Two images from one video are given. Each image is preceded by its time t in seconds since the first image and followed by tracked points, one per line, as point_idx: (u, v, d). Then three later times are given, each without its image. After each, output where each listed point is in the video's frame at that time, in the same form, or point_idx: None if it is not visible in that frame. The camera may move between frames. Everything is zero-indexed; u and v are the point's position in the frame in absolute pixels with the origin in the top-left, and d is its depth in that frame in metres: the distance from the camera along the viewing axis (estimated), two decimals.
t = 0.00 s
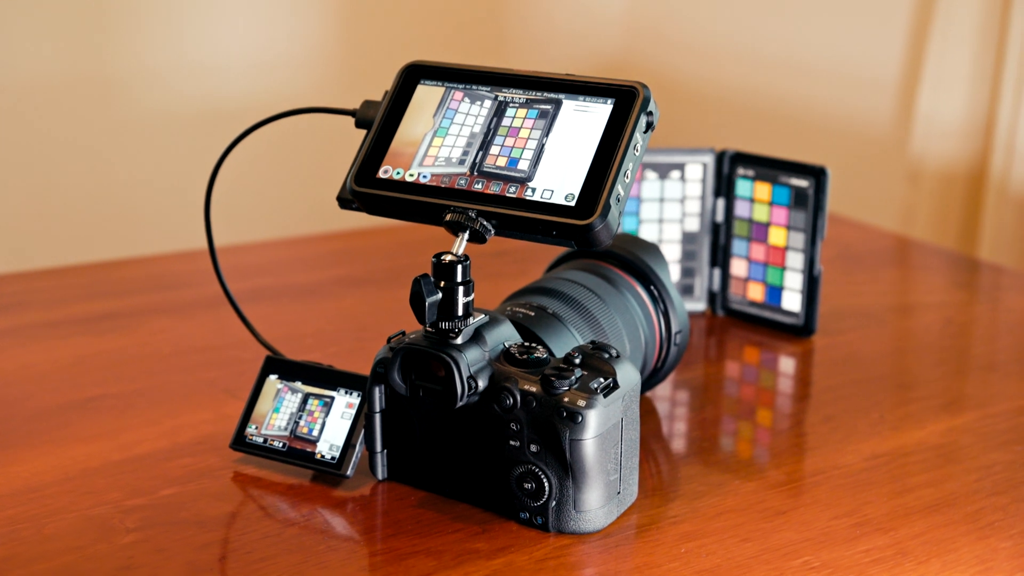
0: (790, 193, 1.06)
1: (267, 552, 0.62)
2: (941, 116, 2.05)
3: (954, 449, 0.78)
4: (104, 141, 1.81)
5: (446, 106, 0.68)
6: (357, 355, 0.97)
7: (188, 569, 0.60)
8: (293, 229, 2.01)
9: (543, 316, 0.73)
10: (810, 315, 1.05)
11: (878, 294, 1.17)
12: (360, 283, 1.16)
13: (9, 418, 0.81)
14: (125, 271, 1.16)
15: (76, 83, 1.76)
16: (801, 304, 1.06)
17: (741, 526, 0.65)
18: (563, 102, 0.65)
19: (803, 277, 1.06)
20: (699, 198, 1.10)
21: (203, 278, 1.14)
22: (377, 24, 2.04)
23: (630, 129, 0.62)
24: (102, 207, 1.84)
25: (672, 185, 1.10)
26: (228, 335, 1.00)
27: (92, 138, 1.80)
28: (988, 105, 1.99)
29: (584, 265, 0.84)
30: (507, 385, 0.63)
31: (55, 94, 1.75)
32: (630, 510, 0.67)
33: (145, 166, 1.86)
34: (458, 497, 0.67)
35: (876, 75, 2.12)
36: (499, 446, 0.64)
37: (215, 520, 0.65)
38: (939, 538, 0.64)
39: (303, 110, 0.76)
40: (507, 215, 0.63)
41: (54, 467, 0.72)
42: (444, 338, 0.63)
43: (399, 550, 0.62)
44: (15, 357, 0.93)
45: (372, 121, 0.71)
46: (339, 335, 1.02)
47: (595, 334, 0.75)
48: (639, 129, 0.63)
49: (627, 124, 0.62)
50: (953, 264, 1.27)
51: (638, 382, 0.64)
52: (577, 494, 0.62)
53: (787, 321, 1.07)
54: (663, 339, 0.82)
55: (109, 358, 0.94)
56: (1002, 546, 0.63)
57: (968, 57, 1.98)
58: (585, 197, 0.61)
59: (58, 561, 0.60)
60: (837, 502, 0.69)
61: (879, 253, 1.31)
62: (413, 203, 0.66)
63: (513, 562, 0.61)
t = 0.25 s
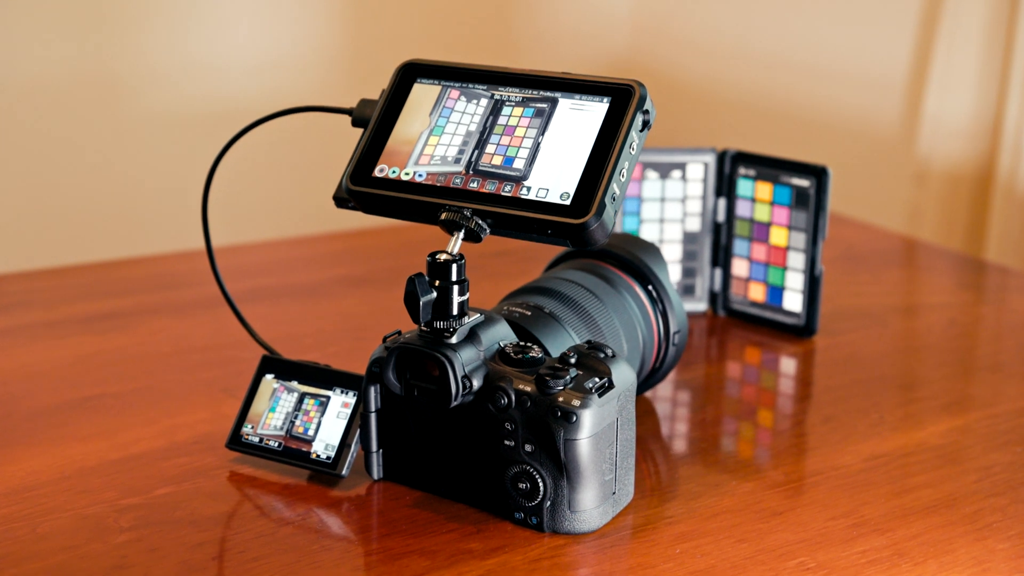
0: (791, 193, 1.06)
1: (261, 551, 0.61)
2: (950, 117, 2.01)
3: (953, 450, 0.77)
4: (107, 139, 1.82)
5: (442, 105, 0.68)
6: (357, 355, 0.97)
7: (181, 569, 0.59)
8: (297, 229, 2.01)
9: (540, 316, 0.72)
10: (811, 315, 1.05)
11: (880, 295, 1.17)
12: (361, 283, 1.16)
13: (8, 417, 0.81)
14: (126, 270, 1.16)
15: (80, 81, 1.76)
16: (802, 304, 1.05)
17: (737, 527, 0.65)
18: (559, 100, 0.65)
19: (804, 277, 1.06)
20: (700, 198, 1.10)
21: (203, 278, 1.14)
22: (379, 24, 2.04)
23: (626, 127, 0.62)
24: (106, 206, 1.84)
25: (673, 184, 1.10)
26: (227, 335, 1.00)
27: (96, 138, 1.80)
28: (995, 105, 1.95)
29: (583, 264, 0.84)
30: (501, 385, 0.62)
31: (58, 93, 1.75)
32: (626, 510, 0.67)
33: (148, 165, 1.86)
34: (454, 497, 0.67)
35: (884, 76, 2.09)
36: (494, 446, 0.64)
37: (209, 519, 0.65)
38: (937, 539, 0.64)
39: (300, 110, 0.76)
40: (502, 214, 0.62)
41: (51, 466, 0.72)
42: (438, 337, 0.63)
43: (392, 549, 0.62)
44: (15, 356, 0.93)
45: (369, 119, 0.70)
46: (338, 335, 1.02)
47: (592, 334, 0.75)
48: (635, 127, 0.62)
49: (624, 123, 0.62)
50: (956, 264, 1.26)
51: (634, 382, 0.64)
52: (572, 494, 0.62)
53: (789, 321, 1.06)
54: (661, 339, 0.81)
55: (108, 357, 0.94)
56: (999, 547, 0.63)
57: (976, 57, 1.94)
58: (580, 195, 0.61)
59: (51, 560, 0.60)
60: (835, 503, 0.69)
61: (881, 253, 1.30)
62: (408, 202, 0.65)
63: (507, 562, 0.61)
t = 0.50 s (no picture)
0: (791, 193, 1.05)
1: (254, 550, 0.61)
2: (958, 118, 1.95)
3: (951, 450, 0.77)
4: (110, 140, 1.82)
5: (438, 104, 0.68)
6: (354, 355, 0.97)
7: (174, 568, 0.59)
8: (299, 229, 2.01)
9: (535, 315, 0.72)
10: (812, 316, 1.04)
11: (881, 295, 1.16)
12: (360, 283, 1.16)
13: (4, 416, 0.81)
14: (125, 270, 1.16)
15: (82, 80, 1.76)
16: (802, 304, 1.05)
17: (732, 527, 0.65)
18: (554, 99, 0.65)
19: (804, 277, 1.05)
20: (700, 198, 1.10)
21: (202, 278, 1.14)
22: (381, 25, 2.04)
23: (620, 126, 0.62)
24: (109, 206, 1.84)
25: (674, 184, 1.10)
26: (225, 335, 1.00)
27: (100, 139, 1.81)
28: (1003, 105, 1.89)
29: (580, 263, 0.84)
30: (495, 384, 0.62)
31: (60, 93, 1.74)
32: (621, 510, 0.67)
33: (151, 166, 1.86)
34: (448, 496, 0.67)
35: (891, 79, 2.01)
36: (487, 446, 0.64)
37: (202, 518, 0.65)
38: (933, 539, 0.63)
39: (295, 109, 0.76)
40: (496, 213, 0.62)
41: (46, 465, 0.72)
42: (432, 337, 0.63)
43: (386, 549, 0.62)
44: (13, 356, 0.93)
45: (364, 118, 0.70)
46: (336, 335, 1.02)
47: (589, 334, 0.74)
48: (629, 126, 0.62)
49: (618, 121, 0.62)
50: (957, 264, 1.26)
51: (628, 381, 0.64)
52: (566, 494, 0.62)
53: (789, 321, 1.06)
54: (658, 338, 0.81)
55: (105, 357, 0.94)
56: (995, 548, 0.62)
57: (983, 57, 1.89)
58: (574, 194, 0.61)
59: (44, 559, 0.60)
60: (830, 504, 0.68)
61: (882, 253, 1.30)
62: (403, 201, 0.65)
63: (500, 562, 0.60)
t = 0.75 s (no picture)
0: (792, 192, 1.05)
1: (247, 549, 0.61)
2: (963, 118, 1.87)
3: (949, 451, 0.77)
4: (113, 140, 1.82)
5: (433, 102, 0.67)
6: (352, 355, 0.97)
7: (166, 566, 0.59)
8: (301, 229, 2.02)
9: (531, 314, 0.72)
10: (812, 316, 1.04)
11: (883, 296, 1.16)
12: (359, 283, 1.15)
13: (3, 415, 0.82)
14: (125, 270, 1.16)
15: (83, 81, 1.76)
16: (803, 304, 1.05)
17: (727, 527, 0.65)
18: (549, 98, 0.65)
19: (805, 277, 1.05)
20: (700, 198, 1.09)
21: (202, 278, 1.14)
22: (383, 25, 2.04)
23: (614, 125, 0.61)
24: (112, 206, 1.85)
25: (674, 184, 1.09)
26: (224, 334, 1.00)
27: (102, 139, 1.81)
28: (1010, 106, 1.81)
29: (577, 263, 0.84)
30: (489, 384, 0.62)
31: (62, 93, 1.74)
32: (616, 510, 0.67)
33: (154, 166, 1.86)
34: (443, 496, 0.67)
35: (898, 79, 1.96)
36: (482, 445, 0.64)
37: (197, 517, 0.65)
38: (928, 539, 0.63)
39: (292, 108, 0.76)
40: (490, 211, 0.62)
41: (43, 464, 0.72)
42: (426, 336, 0.63)
43: (379, 548, 0.61)
44: (12, 355, 0.94)
45: (360, 117, 0.70)
46: (335, 335, 1.02)
47: (585, 333, 0.74)
48: (624, 125, 0.62)
49: (613, 120, 0.62)
50: (959, 265, 1.26)
51: (623, 381, 0.64)
52: (559, 493, 0.62)
53: (790, 321, 1.06)
54: (656, 338, 0.81)
55: (104, 356, 0.94)
56: (990, 549, 0.62)
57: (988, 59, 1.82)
58: (568, 193, 0.61)
59: (37, 558, 0.60)
60: (826, 505, 0.68)
61: (883, 253, 1.30)
62: (397, 199, 0.65)
63: (493, 562, 0.60)
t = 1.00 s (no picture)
0: (792, 192, 1.04)
1: (241, 548, 0.61)
2: (971, 118, 1.81)
3: (948, 452, 0.76)
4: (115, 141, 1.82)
5: (428, 101, 0.67)
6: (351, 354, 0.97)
7: (160, 565, 0.59)
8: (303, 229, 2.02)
9: (527, 314, 0.72)
10: (813, 316, 1.04)
11: (885, 296, 1.16)
12: (359, 283, 1.15)
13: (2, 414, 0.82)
14: (125, 269, 1.16)
15: (84, 81, 1.76)
16: (803, 304, 1.04)
17: (722, 527, 0.64)
18: (543, 96, 0.65)
19: (805, 277, 1.04)
20: (700, 198, 1.09)
21: (202, 277, 1.14)
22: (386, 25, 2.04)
23: (609, 124, 0.61)
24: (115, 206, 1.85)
25: (674, 184, 1.09)
26: (222, 334, 1.00)
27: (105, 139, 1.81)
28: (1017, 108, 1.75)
29: (575, 262, 0.83)
30: (483, 383, 0.62)
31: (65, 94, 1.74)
32: (612, 509, 0.66)
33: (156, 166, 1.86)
34: (438, 496, 0.66)
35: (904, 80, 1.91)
36: (476, 445, 0.64)
37: (191, 516, 0.65)
38: (925, 540, 0.63)
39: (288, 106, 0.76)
40: (484, 210, 0.62)
41: (40, 463, 0.72)
42: (421, 335, 0.63)
43: (373, 548, 0.61)
44: (11, 354, 0.94)
45: (355, 116, 0.70)
46: (333, 335, 1.02)
47: (581, 333, 0.74)
48: (618, 123, 0.62)
49: (607, 119, 0.62)
50: (961, 264, 1.25)
51: (618, 381, 0.63)
52: (554, 493, 0.62)
53: (790, 321, 1.05)
54: (653, 338, 0.81)
55: (103, 356, 0.94)
56: (987, 550, 0.62)
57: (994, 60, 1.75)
58: (562, 192, 0.60)
59: (30, 557, 0.60)
60: (822, 505, 0.68)
61: (886, 254, 1.29)
62: (392, 198, 0.65)
63: (487, 561, 0.60)
